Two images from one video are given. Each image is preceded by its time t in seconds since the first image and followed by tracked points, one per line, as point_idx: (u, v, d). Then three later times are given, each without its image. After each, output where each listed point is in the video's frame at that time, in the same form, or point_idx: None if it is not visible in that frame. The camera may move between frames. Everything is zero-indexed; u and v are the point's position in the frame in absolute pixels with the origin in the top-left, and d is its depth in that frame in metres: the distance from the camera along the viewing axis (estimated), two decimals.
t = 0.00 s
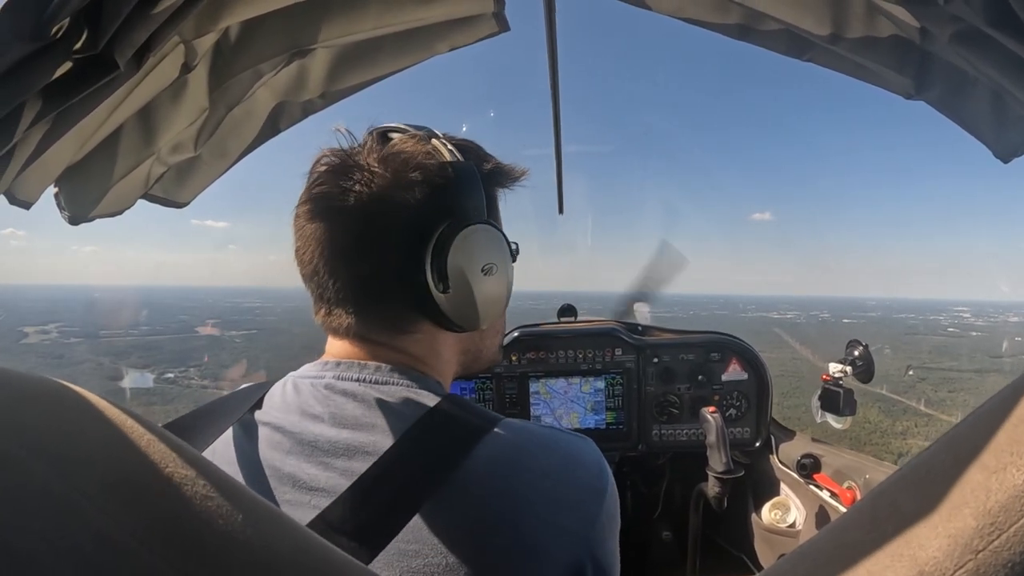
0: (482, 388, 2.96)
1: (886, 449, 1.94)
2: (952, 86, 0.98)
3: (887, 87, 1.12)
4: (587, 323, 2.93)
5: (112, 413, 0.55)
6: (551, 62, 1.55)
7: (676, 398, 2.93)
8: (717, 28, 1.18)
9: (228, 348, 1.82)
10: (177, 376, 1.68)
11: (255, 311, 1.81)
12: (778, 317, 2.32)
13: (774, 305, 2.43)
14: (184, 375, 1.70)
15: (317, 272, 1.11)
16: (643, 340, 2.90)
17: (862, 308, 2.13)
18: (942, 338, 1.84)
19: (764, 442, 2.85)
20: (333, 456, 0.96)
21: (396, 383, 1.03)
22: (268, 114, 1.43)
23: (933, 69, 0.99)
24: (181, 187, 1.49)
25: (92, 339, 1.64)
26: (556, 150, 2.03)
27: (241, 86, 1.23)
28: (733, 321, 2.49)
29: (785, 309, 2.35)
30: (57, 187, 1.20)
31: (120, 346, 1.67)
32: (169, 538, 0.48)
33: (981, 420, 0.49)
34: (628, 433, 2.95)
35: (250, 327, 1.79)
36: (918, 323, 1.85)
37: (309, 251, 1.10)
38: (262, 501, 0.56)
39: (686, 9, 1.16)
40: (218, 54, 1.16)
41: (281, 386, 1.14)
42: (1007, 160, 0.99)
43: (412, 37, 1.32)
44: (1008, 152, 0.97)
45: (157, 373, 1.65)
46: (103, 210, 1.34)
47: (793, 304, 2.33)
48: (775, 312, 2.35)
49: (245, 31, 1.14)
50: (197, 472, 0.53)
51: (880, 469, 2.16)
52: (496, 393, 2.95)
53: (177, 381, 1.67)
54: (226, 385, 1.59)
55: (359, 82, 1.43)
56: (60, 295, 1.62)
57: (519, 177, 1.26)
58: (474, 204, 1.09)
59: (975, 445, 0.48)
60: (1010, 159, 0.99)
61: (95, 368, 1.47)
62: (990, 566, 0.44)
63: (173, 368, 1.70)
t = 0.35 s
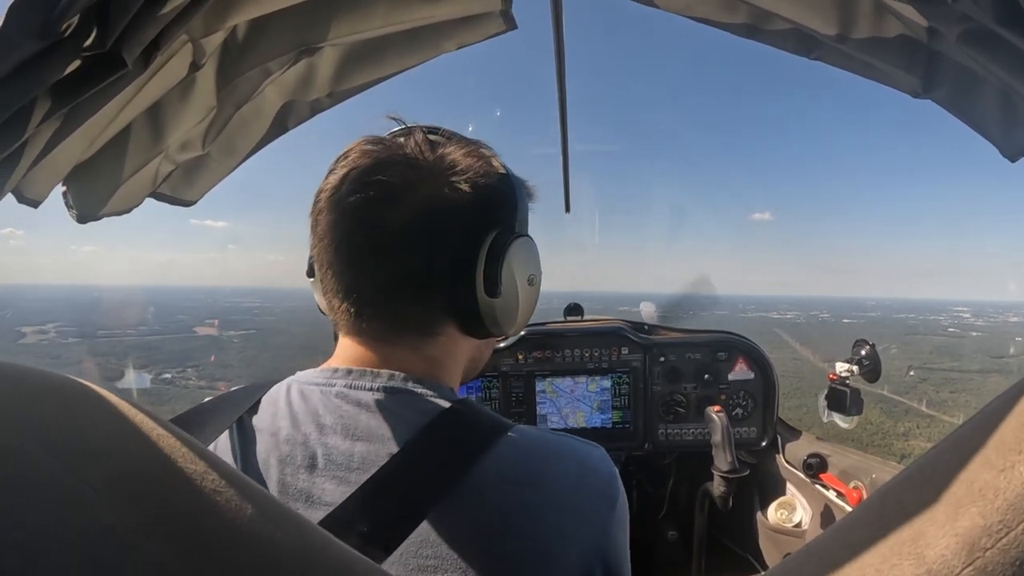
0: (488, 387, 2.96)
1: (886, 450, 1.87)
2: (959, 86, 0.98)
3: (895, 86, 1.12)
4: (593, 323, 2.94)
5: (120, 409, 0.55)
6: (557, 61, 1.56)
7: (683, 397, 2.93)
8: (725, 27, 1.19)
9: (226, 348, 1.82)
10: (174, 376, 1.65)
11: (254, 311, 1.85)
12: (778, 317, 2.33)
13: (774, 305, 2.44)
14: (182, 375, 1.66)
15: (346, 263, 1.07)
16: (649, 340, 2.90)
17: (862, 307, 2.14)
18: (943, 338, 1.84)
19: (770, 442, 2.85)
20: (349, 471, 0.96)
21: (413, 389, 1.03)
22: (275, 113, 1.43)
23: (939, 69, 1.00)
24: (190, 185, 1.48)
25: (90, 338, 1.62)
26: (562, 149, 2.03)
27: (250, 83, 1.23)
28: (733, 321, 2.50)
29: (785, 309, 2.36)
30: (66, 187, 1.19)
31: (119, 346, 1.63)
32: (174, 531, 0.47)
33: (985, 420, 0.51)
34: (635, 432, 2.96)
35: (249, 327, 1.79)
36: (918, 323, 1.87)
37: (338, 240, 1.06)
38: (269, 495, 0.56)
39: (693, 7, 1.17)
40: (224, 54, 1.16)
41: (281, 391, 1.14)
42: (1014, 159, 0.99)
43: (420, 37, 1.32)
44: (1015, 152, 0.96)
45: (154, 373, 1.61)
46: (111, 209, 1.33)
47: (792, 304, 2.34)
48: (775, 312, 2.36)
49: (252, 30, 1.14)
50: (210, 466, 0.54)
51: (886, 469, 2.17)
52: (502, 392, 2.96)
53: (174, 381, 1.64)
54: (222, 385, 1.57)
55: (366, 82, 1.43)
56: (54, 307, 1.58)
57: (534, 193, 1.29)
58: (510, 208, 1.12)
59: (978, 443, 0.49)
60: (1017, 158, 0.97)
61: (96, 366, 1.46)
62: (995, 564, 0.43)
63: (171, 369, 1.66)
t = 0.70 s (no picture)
0: (489, 390, 2.96)
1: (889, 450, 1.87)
2: (957, 85, 0.98)
3: (893, 84, 1.12)
4: (593, 325, 2.94)
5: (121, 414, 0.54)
6: (555, 62, 1.55)
7: (683, 398, 2.93)
8: (722, 28, 1.19)
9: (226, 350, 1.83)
10: (172, 377, 1.65)
11: (252, 311, 1.85)
12: (779, 317, 2.33)
13: (774, 304, 2.43)
14: (180, 376, 1.66)
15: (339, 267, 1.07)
16: (649, 341, 2.90)
17: (862, 307, 2.14)
18: (943, 338, 1.83)
19: (772, 442, 2.85)
20: (346, 476, 0.96)
21: (410, 396, 1.03)
22: (273, 118, 1.43)
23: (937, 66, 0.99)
24: (188, 193, 1.48)
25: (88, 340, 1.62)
26: (560, 150, 2.03)
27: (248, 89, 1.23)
28: (732, 321, 2.50)
29: (785, 309, 2.35)
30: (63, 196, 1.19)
31: (118, 349, 1.64)
32: (174, 539, 0.48)
33: (983, 418, 0.50)
34: (636, 433, 2.96)
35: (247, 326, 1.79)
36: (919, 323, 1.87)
37: (333, 241, 1.06)
38: (267, 499, 0.56)
39: (690, 8, 1.17)
40: (221, 61, 1.15)
41: (275, 398, 1.14)
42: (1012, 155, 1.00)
43: (417, 40, 1.32)
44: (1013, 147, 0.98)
45: (152, 374, 1.61)
46: (109, 217, 1.33)
47: (792, 303, 2.33)
48: (775, 312, 2.35)
49: (249, 36, 1.13)
50: (210, 472, 0.53)
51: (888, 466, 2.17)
52: (503, 395, 2.96)
53: (172, 382, 1.64)
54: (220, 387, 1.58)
55: (363, 86, 1.43)
56: (48, 301, 1.56)
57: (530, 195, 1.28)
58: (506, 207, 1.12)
59: (978, 439, 0.48)
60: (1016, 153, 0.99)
61: (95, 369, 1.46)
62: (998, 563, 0.43)
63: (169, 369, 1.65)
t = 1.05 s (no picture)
0: (484, 390, 2.96)
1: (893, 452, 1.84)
2: (953, 85, 0.98)
3: (890, 85, 1.11)
4: (589, 325, 2.94)
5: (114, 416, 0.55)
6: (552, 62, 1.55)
7: (680, 399, 2.94)
8: (719, 29, 1.18)
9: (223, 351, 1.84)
10: (169, 379, 1.66)
11: (255, 312, 1.80)
12: (778, 316, 2.33)
13: (774, 304, 2.43)
14: (177, 378, 1.67)
15: (318, 271, 1.07)
16: (645, 342, 2.90)
17: (861, 306, 2.14)
18: (943, 338, 1.83)
19: (768, 443, 2.83)
20: (335, 474, 0.96)
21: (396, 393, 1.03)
22: (270, 118, 1.43)
23: (934, 67, 0.99)
24: (184, 192, 1.48)
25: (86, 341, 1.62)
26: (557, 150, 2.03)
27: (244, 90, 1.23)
28: (731, 321, 2.49)
29: (785, 309, 2.35)
30: (57, 195, 1.19)
31: (117, 348, 1.64)
32: (175, 540, 0.48)
33: (980, 419, 0.50)
34: (632, 434, 2.96)
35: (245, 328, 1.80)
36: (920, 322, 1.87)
37: (314, 244, 1.06)
38: (260, 499, 0.56)
39: (687, 9, 1.17)
40: (218, 61, 1.16)
41: (264, 399, 1.13)
42: (1010, 157, 0.99)
43: (413, 40, 1.32)
44: (1010, 149, 0.98)
45: (150, 376, 1.62)
46: (105, 216, 1.33)
47: (790, 303, 2.34)
48: (775, 311, 2.35)
49: (246, 36, 1.13)
50: (205, 475, 0.54)
51: (885, 467, 2.18)
52: (499, 396, 2.95)
53: (169, 384, 1.65)
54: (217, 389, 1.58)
55: (359, 87, 1.43)
56: (47, 305, 1.56)
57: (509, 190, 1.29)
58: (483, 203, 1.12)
59: (978, 440, 0.48)
60: (1014, 156, 0.99)
61: (91, 370, 1.46)
62: (994, 564, 0.43)
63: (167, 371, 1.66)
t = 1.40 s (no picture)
0: (482, 389, 2.96)
1: (897, 453, 1.83)
2: (954, 91, 0.98)
3: (890, 90, 1.11)
4: (586, 326, 2.94)
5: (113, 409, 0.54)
6: (553, 62, 1.55)
7: (676, 400, 2.93)
8: (721, 31, 1.18)
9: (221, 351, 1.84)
10: (166, 380, 1.65)
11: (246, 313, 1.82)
12: (779, 315, 2.33)
13: (774, 303, 2.43)
14: (174, 379, 1.66)
15: (300, 274, 1.06)
16: (642, 343, 2.90)
17: (862, 305, 2.14)
18: (944, 337, 1.83)
19: (763, 446, 2.85)
20: (319, 470, 0.95)
21: (375, 389, 1.02)
22: (270, 114, 1.42)
23: (934, 72, 0.99)
24: (183, 187, 1.48)
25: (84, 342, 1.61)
26: (557, 150, 2.03)
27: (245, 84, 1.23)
28: (732, 320, 2.49)
29: (785, 308, 2.35)
30: (57, 187, 1.18)
31: (116, 350, 1.64)
32: (175, 538, 0.48)
33: (982, 418, 0.50)
34: (628, 435, 2.97)
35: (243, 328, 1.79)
36: (921, 321, 1.88)
37: (293, 245, 1.05)
38: (256, 493, 0.56)
39: (688, 11, 1.17)
40: (219, 56, 1.16)
41: (247, 399, 1.12)
42: (1008, 163, 1.00)
43: (414, 38, 1.32)
44: (1010, 155, 0.98)
45: (147, 377, 1.62)
46: (104, 210, 1.32)
47: (791, 303, 2.34)
48: (775, 310, 2.36)
49: (247, 30, 1.13)
50: (202, 470, 0.53)
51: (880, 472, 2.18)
52: (495, 395, 2.96)
53: (166, 385, 1.64)
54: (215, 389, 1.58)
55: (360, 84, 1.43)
56: (46, 309, 1.55)
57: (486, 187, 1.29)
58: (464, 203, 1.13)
59: (979, 440, 0.48)
60: (1012, 162, 0.99)
61: (88, 369, 1.45)
62: (985, 570, 0.43)
63: (164, 372, 1.65)
